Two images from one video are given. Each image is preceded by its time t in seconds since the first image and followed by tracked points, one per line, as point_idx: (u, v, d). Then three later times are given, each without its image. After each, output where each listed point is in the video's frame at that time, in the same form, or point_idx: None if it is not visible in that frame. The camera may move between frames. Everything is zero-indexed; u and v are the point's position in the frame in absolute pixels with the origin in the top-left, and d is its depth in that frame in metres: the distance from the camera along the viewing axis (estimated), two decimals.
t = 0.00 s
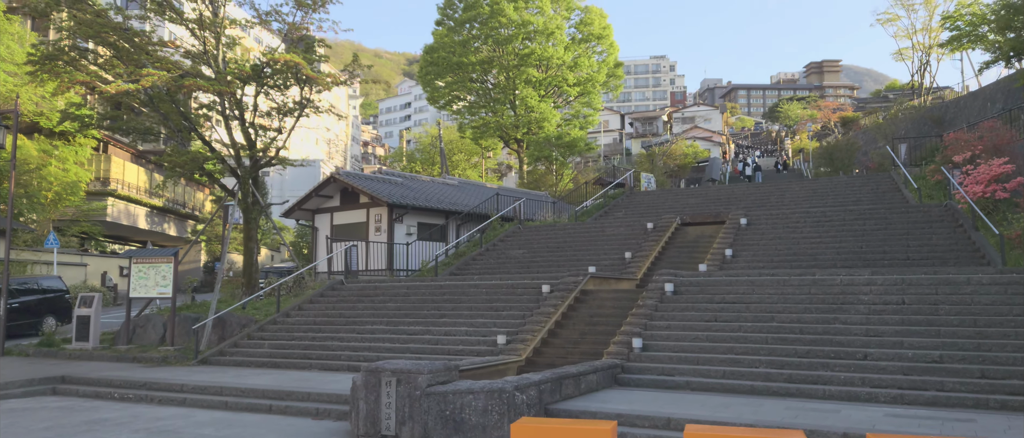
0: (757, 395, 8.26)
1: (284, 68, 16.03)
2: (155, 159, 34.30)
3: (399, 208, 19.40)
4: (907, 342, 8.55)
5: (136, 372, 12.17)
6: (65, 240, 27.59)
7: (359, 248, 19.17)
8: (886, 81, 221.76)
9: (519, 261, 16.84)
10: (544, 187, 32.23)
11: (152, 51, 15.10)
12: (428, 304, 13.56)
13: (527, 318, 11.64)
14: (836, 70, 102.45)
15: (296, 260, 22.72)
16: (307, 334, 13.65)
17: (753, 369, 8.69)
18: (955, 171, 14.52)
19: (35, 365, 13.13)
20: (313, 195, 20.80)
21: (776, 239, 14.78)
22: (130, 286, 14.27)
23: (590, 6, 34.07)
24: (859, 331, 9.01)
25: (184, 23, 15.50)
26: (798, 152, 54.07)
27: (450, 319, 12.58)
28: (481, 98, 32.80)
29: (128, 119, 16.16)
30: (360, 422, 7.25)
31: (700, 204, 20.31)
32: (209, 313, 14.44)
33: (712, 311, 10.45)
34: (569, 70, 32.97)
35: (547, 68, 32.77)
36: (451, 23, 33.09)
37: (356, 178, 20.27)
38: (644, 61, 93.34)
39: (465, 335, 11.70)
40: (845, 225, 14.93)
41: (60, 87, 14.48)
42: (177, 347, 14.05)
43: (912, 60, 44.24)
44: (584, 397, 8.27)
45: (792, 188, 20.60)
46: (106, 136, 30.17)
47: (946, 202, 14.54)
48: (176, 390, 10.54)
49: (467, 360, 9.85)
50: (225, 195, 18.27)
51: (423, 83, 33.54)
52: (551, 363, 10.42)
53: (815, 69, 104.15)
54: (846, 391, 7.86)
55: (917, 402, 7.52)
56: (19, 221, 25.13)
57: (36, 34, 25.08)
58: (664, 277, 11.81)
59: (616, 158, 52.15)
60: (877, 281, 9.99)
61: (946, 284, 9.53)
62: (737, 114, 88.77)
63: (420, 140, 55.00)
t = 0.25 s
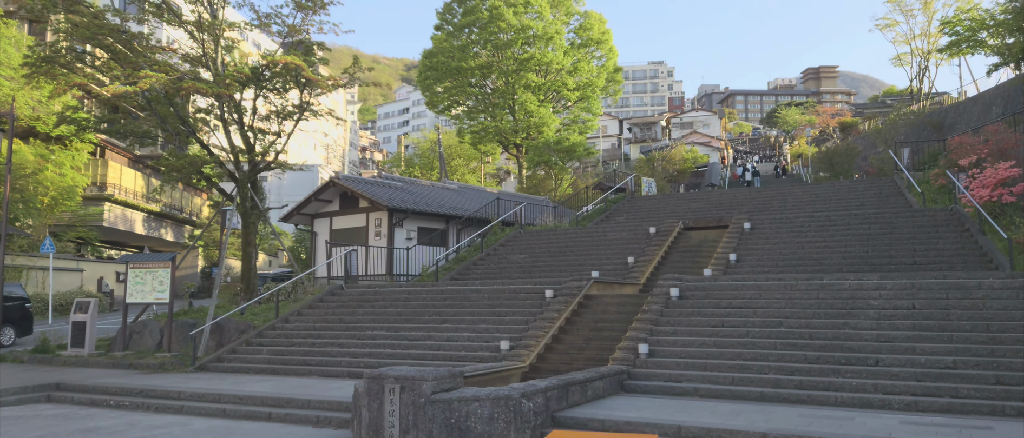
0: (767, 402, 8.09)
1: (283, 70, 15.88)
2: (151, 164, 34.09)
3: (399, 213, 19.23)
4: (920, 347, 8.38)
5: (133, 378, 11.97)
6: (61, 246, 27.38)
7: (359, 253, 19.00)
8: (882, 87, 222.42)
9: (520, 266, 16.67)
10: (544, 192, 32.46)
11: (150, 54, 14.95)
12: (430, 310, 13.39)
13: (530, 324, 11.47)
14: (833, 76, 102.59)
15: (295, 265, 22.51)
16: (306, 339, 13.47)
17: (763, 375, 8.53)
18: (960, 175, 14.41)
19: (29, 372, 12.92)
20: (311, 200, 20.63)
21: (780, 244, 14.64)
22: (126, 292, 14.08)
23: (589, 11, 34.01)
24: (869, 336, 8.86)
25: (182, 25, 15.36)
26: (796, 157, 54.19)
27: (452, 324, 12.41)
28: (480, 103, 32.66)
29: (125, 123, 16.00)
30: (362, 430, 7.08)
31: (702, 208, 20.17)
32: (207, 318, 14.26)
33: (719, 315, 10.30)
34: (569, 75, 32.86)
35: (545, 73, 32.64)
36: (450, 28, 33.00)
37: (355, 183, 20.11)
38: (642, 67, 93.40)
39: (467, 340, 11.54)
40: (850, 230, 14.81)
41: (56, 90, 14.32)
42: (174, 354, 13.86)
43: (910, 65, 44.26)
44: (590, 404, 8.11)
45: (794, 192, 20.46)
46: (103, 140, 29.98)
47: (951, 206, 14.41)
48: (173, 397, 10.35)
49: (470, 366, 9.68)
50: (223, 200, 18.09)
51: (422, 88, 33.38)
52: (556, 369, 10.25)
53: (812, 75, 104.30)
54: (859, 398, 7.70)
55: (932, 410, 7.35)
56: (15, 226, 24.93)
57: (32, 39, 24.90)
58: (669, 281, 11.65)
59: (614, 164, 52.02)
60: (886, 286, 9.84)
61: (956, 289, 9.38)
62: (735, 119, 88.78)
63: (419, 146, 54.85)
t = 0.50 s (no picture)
0: (775, 412, 7.92)
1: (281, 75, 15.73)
2: (148, 170, 33.88)
3: (398, 218, 19.06)
4: (930, 356, 8.22)
5: (128, 387, 11.76)
6: (56, 252, 27.13)
7: (358, 260, 18.81)
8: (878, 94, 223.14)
9: (520, 273, 16.50)
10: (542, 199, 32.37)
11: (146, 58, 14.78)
12: (429, 317, 13.21)
13: (532, 331, 11.30)
14: (830, 82, 102.77)
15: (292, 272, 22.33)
16: (304, 347, 13.28)
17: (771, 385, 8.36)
18: (964, 181, 14.30)
19: (22, 381, 12.69)
20: (309, 206, 20.45)
21: (783, 250, 14.50)
22: (121, 299, 13.87)
23: (588, 17, 33.97)
24: (878, 345, 8.71)
25: (179, 28, 15.21)
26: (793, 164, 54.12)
27: (453, 332, 12.23)
28: (478, 109, 32.53)
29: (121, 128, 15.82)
30: None
31: (702, 214, 20.04)
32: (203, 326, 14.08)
33: (724, 323, 10.15)
34: (568, 81, 32.76)
35: (544, 79, 32.53)
36: (448, 34, 32.96)
37: (354, 188, 19.95)
38: (640, 73, 93.48)
39: (467, 349, 11.37)
40: (854, 236, 14.69)
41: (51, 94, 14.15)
42: (170, 362, 13.66)
43: (908, 72, 44.29)
44: (595, 415, 7.92)
45: (795, 198, 20.34)
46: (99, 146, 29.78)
47: (956, 212, 14.29)
48: (168, 407, 10.14)
49: (471, 375, 9.50)
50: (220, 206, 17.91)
51: (420, 93, 33.25)
52: (558, 378, 10.08)
53: (809, 82, 104.46)
54: (870, 408, 7.53)
55: (945, 420, 7.19)
56: (9, 232, 24.69)
57: (28, 43, 24.71)
58: (672, 288, 11.50)
59: (612, 170, 51.92)
60: (894, 294, 9.71)
61: (965, 296, 9.23)
62: (732, 126, 88.83)
63: (416, 151, 54.71)
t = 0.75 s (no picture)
0: (780, 419, 7.77)
1: (275, 77, 15.56)
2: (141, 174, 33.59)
3: (393, 223, 18.88)
4: (937, 362, 8.08)
5: (118, 395, 11.53)
6: (47, 257, 26.82)
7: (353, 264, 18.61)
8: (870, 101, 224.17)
9: (517, 278, 16.33)
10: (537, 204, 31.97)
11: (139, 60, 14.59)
12: (426, 323, 13.03)
13: (531, 337, 11.12)
14: (824, 89, 103.10)
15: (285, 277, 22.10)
16: (298, 354, 13.08)
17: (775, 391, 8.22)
18: (964, 186, 14.22)
19: (10, 388, 12.44)
20: (304, 210, 20.24)
21: (783, 255, 14.38)
22: (112, 305, 13.64)
23: (584, 22, 33.94)
24: (883, 350, 8.58)
25: (172, 30, 15.03)
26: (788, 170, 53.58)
27: (450, 337, 12.06)
28: (474, 114, 32.38)
29: (113, 131, 15.61)
30: None
31: (700, 219, 19.93)
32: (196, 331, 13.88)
33: (726, 329, 10.00)
34: (563, 86, 32.65)
35: (539, 84, 32.41)
36: (443, 39, 32.86)
37: (349, 192, 19.77)
38: (634, 79, 93.63)
39: (465, 354, 11.19)
40: (854, 241, 14.58)
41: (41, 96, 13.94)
42: (161, 369, 13.44)
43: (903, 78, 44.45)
44: (597, 422, 7.76)
45: (793, 203, 20.24)
46: (92, 151, 29.51)
47: (956, 217, 14.20)
48: (159, 415, 9.92)
49: (469, 382, 9.32)
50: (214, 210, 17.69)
51: (416, 98, 33.07)
52: (557, 384, 9.91)
53: (803, 89, 104.81)
54: (877, 415, 7.39)
55: (954, 427, 7.05)
56: None
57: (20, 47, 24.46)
58: (672, 293, 11.35)
59: (608, 175, 51.82)
60: (898, 299, 9.58)
61: (970, 301, 9.10)
62: (727, 131, 88.94)
63: (411, 156, 54.51)
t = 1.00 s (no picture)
0: (780, 430, 7.60)
1: (265, 82, 15.35)
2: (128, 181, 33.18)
3: (384, 229, 18.65)
4: (938, 370, 7.94)
5: (101, 405, 11.24)
6: (32, 264, 26.37)
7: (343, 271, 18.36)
8: (859, 109, 225.84)
9: (510, 285, 16.13)
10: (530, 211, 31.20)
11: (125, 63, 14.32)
12: (418, 331, 12.81)
13: (524, 345, 10.92)
14: (813, 97, 103.70)
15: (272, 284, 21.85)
16: (286, 363, 12.82)
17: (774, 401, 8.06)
18: (959, 192, 14.16)
19: None
20: (293, 217, 19.98)
21: (778, 262, 14.27)
22: (96, 313, 13.34)
23: (575, 29, 33.92)
24: (883, 359, 8.44)
25: (160, 33, 14.80)
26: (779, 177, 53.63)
27: (442, 346, 11.85)
28: (465, 120, 32.20)
29: (98, 135, 15.32)
30: None
31: (693, 226, 19.81)
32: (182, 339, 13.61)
33: (723, 337, 9.85)
34: (555, 92, 32.55)
35: (531, 90, 32.30)
36: (435, 45, 32.73)
37: (339, 199, 19.54)
38: (625, 87, 93.84)
39: (457, 363, 10.98)
40: (849, 248, 14.48)
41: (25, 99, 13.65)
42: (146, 378, 13.17)
43: (892, 86, 44.70)
44: (593, 433, 7.56)
45: (786, 210, 20.15)
46: (78, 156, 29.12)
47: (951, 224, 14.13)
48: (142, 426, 9.64)
49: (462, 392, 9.11)
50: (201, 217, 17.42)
51: (407, 105, 32.85)
52: (552, 394, 9.71)
53: (792, 97, 105.39)
54: (878, 425, 7.23)
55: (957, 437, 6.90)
56: None
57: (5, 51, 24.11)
58: (668, 301, 11.19)
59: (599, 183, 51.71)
60: (897, 306, 9.46)
61: (969, 308, 8.98)
62: (717, 139, 89.16)
63: (402, 163, 54.25)
